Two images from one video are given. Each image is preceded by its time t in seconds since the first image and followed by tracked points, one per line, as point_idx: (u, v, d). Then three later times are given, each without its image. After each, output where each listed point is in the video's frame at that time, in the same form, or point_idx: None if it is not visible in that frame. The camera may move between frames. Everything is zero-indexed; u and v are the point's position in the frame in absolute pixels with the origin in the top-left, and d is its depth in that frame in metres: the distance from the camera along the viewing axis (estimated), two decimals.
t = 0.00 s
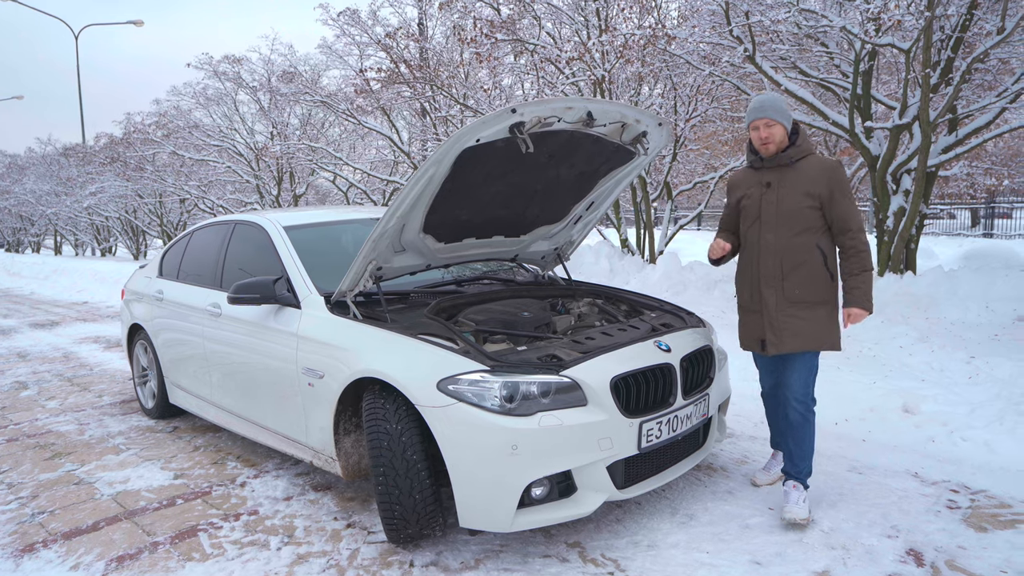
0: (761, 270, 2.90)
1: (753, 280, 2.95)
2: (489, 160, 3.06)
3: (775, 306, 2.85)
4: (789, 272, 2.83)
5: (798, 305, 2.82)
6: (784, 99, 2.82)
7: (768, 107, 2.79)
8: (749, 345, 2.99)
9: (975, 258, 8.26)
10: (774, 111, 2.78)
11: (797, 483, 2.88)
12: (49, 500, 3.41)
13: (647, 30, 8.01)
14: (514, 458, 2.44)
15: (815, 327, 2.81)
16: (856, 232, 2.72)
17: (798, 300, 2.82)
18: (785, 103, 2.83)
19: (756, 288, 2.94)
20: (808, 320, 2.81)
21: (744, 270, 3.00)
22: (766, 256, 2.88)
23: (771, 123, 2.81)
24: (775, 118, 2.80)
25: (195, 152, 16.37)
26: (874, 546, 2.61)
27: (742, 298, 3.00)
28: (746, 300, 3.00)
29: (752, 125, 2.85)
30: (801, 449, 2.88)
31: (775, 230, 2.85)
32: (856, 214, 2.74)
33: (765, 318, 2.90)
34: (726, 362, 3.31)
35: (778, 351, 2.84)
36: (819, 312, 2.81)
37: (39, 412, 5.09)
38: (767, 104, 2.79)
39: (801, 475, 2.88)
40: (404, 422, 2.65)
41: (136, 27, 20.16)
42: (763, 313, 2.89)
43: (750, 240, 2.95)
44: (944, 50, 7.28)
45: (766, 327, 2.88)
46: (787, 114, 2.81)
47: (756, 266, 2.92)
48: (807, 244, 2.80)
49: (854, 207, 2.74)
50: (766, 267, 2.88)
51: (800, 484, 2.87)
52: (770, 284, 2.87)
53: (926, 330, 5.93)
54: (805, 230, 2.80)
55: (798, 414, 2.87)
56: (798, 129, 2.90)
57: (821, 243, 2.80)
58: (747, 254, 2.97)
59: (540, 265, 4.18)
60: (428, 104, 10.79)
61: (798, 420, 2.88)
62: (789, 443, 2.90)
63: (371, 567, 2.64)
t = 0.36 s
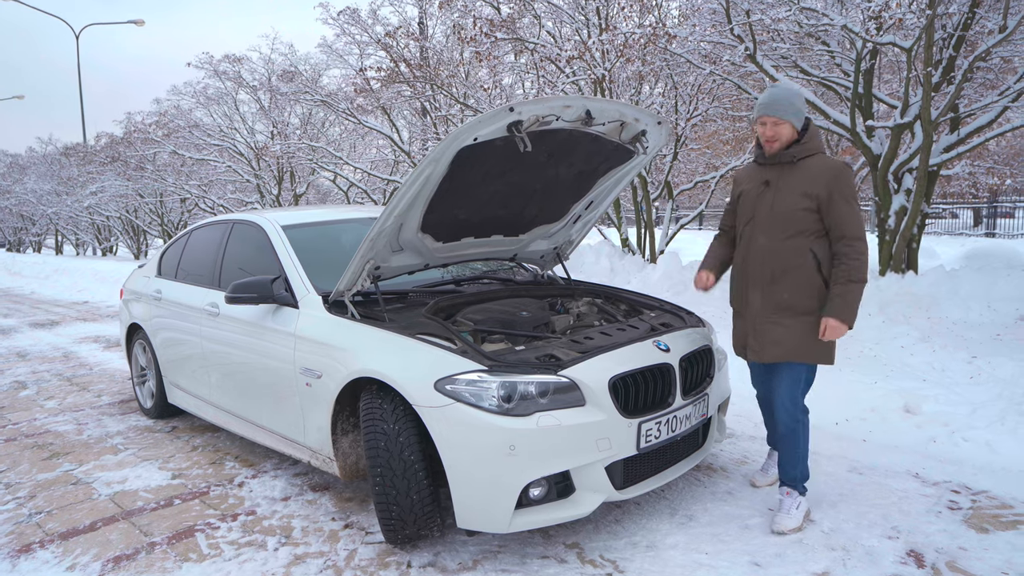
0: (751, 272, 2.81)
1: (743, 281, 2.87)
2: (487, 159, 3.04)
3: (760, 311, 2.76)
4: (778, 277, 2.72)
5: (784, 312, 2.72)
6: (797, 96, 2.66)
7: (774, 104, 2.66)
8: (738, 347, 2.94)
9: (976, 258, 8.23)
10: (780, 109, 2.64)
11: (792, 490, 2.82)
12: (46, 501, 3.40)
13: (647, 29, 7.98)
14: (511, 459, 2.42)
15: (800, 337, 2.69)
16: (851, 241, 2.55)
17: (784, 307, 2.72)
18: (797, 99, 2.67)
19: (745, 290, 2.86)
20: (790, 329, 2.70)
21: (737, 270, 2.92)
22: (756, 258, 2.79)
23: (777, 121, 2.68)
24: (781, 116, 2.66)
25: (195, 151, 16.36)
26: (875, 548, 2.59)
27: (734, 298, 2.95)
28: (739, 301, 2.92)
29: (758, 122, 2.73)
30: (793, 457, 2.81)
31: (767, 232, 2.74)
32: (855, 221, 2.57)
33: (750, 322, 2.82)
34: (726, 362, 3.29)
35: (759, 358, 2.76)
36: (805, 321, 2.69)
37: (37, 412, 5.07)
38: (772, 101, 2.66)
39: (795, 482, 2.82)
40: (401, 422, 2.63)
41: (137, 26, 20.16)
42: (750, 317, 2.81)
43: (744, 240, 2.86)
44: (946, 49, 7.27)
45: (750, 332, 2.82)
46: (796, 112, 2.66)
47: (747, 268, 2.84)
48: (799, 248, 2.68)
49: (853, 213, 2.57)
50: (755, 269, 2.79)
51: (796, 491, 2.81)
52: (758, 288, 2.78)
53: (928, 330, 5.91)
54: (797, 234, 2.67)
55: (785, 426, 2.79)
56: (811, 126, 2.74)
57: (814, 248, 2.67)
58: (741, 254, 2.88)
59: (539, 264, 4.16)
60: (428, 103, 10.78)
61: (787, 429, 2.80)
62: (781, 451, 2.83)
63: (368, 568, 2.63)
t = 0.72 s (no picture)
0: (749, 275, 2.74)
1: (741, 283, 2.79)
2: (485, 158, 3.04)
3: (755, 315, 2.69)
4: (774, 280, 2.64)
5: (779, 317, 2.64)
6: (796, 98, 2.57)
7: (761, 99, 2.64)
8: (729, 351, 2.84)
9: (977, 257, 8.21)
10: (766, 104, 2.62)
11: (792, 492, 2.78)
12: (45, 501, 3.40)
13: (647, 29, 7.96)
14: (509, 459, 2.41)
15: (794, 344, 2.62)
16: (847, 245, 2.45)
17: (780, 312, 2.63)
18: (790, 94, 2.58)
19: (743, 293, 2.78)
20: (785, 335, 2.62)
21: (734, 271, 2.84)
22: (754, 260, 2.71)
23: (768, 117, 2.66)
24: (768, 111, 2.64)
25: (196, 151, 16.36)
26: (874, 548, 2.58)
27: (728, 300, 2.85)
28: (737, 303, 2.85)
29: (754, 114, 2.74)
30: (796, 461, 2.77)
31: (765, 233, 2.67)
32: (853, 224, 2.45)
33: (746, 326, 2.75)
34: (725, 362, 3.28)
35: (752, 363, 2.70)
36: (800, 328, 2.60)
37: (36, 412, 5.07)
38: (764, 95, 2.63)
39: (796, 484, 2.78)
40: (399, 422, 2.63)
41: (138, 26, 20.13)
42: (745, 320, 2.74)
43: (744, 240, 2.80)
44: (947, 48, 7.27)
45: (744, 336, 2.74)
46: (785, 107, 2.59)
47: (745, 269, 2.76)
48: (797, 251, 2.59)
49: (851, 215, 2.46)
50: (752, 271, 2.71)
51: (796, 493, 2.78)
52: (755, 291, 2.70)
53: (929, 329, 5.89)
54: (794, 236, 2.59)
55: (789, 430, 2.73)
56: (815, 120, 2.63)
57: (813, 250, 2.57)
58: (741, 255, 2.81)
59: (538, 264, 4.15)
60: (428, 103, 10.78)
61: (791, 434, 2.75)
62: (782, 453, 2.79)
63: (366, 568, 2.62)
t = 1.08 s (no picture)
0: (740, 286, 2.57)
1: (730, 296, 2.61)
2: (486, 159, 3.03)
3: (750, 329, 2.54)
4: (769, 291, 2.50)
5: (775, 330, 2.50)
6: (779, 99, 2.45)
7: (743, 103, 2.52)
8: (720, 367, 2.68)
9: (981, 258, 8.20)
10: (749, 109, 2.49)
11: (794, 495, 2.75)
12: (47, 502, 3.40)
13: (649, 30, 7.96)
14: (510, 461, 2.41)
15: (792, 356, 2.50)
16: (844, 251, 2.36)
17: (778, 325, 2.50)
18: (773, 97, 2.46)
19: (732, 306, 2.61)
20: (784, 347, 2.50)
21: (720, 282, 2.66)
22: (745, 270, 2.55)
23: (750, 121, 2.52)
24: (751, 115, 2.50)
25: (199, 152, 16.40)
26: (876, 551, 2.58)
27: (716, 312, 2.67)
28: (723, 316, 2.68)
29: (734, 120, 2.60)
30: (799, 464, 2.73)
31: (757, 241, 2.51)
32: (849, 229, 2.36)
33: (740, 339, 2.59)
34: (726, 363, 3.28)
35: (750, 380, 2.55)
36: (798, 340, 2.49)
37: (39, 413, 5.08)
38: (746, 100, 2.51)
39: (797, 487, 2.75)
40: (400, 424, 2.62)
41: (141, 27, 20.16)
42: (738, 335, 2.58)
43: (730, 249, 2.62)
44: (949, 49, 7.27)
45: (740, 351, 2.57)
46: (768, 110, 2.47)
47: (734, 281, 2.60)
48: (792, 259, 2.46)
49: (847, 220, 2.37)
50: (745, 282, 2.55)
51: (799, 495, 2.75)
52: (748, 304, 2.54)
53: (931, 330, 5.88)
54: (789, 244, 2.46)
55: (795, 435, 2.67)
56: (799, 122, 2.52)
57: (807, 258, 2.45)
58: (727, 265, 2.64)
59: (540, 265, 4.14)
60: (430, 104, 10.80)
61: (795, 439, 2.68)
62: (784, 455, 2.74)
63: (367, 570, 2.62)
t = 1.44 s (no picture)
0: (709, 289, 2.39)
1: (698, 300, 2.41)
2: (487, 160, 3.04)
3: (722, 333, 2.35)
4: (742, 291, 2.33)
5: (749, 333, 2.33)
6: (739, 91, 2.35)
7: (704, 93, 2.36)
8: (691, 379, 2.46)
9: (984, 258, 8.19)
10: (712, 98, 2.34)
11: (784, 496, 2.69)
12: (47, 502, 3.41)
13: (650, 30, 7.95)
14: (509, 462, 2.41)
15: (767, 359, 2.35)
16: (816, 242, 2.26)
17: (751, 326, 2.33)
18: (734, 89, 2.34)
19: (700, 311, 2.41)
20: (761, 350, 2.34)
21: (685, 286, 2.46)
22: (715, 271, 2.37)
23: (711, 111, 2.37)
24: (713, 105, 2.35)
25: (201, 153, 16.43)
26: (877, 551, 2.57)
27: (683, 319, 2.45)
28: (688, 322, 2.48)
29: (691, 113, 2.43)
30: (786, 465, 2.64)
31: (727, 239, 2.35)
32: (820, 221, 2.28)
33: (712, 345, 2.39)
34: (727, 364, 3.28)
35: (726, 388, 2.36)
36: (772, 341, 2.34)
37: (40, 413, 5.08)
38: (706, 89, 2.36)
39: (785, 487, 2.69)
40: (400, 424, 2.62)
41: (144, 28, 20.17)
42: (710, 342, 2.38)
43: (696, 249, 2.43)
44: (950, 49, 7.27)
45: (713, 357, 2.37)
46: (731, 101, 2.34)
47: (703, 284, 2.40)
48: (763, 255, 2.32)
49: (817, 212, 2.28)
50: (715, 283, 2.36)
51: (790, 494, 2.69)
52: (720, 306, 2.35)
53: (933, 331, 5.87)
54: (760, 239, 2.31)
55: (778, 436, 2.58)
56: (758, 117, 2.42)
57: (777, 254, 2.33)
58: (692, 267, 2.44)
59: (540, 265, 4.13)
60: (432, 104, 10.80)
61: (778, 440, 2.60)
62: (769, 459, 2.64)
63: (367, 570, 2.62)
